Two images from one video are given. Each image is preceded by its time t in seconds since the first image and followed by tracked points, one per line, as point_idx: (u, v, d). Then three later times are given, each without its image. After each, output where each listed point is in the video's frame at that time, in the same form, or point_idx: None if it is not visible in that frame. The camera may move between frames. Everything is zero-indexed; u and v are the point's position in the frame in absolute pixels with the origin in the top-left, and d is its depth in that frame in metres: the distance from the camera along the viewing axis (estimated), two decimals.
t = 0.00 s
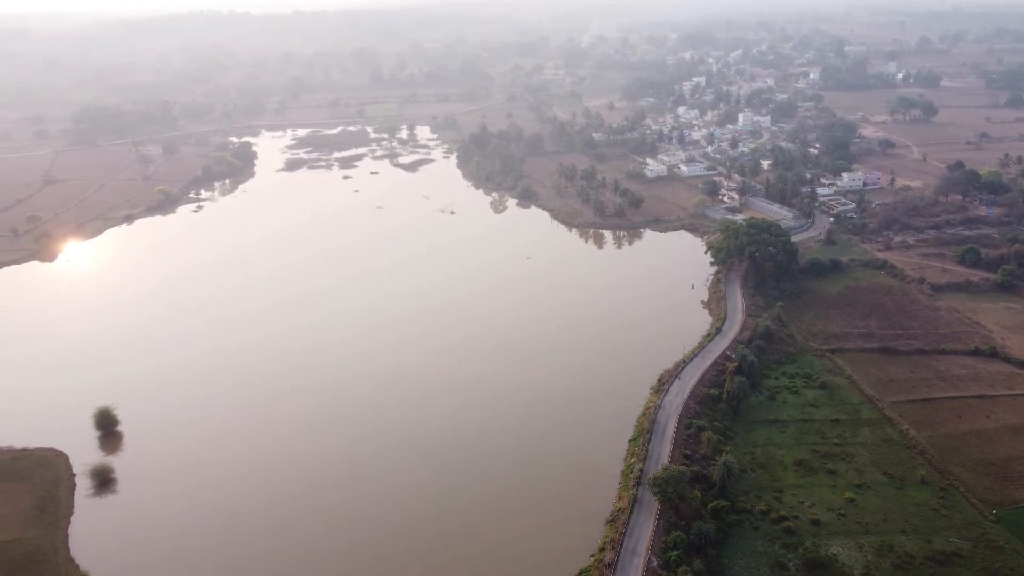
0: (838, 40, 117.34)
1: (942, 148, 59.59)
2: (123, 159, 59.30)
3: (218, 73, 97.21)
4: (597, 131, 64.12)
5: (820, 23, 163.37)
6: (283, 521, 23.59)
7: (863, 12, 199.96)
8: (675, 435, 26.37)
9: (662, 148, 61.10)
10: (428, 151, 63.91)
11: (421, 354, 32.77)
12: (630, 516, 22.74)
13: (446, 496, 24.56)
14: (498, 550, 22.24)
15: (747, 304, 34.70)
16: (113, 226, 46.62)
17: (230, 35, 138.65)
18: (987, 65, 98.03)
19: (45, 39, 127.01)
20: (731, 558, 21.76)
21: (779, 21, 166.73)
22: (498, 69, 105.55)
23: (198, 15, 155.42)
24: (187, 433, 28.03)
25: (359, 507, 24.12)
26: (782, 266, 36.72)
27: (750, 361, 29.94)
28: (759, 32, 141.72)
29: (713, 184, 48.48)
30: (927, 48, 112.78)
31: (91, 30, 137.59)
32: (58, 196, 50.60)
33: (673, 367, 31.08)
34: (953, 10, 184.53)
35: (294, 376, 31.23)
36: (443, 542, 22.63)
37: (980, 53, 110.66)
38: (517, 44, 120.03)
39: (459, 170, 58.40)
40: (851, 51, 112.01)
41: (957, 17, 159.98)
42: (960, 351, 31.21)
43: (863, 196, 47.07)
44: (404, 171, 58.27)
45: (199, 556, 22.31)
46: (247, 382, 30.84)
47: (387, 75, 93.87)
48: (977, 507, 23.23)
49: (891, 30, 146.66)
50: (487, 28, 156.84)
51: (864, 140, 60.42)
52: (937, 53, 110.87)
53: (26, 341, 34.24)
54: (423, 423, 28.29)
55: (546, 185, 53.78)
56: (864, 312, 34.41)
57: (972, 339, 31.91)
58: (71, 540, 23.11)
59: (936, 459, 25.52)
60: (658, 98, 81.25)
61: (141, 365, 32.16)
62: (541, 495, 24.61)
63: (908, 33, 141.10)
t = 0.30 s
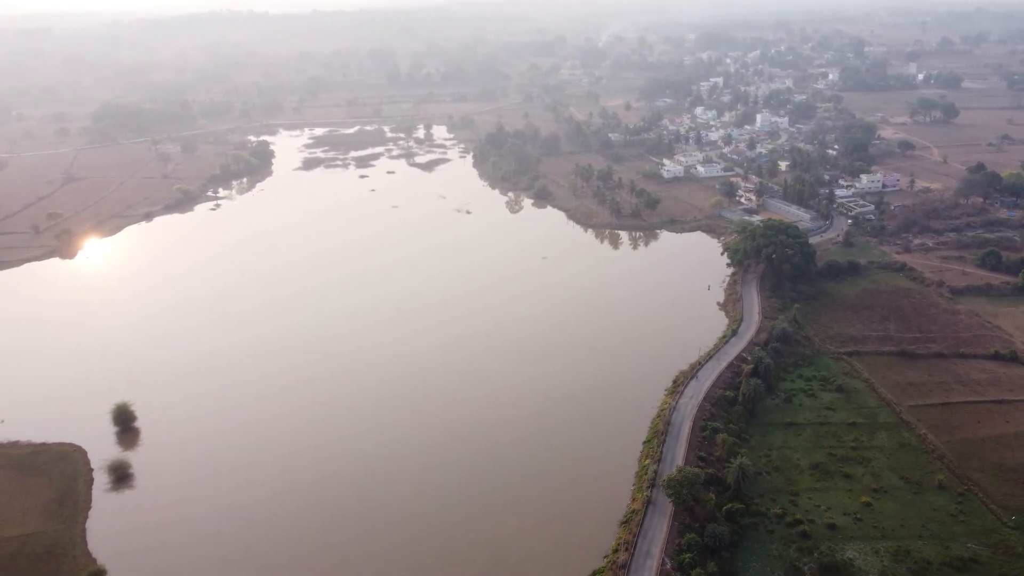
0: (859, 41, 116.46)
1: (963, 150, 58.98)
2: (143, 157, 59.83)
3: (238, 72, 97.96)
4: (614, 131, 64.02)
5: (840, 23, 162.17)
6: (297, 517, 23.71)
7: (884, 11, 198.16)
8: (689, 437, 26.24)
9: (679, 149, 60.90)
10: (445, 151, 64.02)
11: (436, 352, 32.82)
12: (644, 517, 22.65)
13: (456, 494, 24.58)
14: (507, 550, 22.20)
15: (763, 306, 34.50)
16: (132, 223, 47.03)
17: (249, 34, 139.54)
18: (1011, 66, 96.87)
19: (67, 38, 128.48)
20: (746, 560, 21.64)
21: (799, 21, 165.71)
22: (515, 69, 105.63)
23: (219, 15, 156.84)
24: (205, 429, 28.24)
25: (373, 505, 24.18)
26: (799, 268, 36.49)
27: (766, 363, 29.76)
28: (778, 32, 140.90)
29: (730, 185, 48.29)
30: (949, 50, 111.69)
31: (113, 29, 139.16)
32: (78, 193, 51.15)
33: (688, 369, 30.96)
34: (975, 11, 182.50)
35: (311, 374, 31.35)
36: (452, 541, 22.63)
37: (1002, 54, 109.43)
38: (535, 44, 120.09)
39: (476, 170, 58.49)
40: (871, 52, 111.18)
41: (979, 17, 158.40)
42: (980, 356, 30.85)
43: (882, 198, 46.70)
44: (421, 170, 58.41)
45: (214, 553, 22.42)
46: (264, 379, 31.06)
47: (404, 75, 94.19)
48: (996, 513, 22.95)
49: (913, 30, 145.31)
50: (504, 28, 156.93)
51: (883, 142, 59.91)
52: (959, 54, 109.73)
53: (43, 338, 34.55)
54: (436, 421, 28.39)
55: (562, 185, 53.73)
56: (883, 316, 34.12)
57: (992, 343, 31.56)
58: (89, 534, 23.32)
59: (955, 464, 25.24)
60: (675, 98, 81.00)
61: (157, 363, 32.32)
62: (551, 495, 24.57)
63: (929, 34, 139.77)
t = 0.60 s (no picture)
0: (879, 41, 115.49)
1: (985, 152, 58.33)
2: (163, 155, 60.39)
3: (257, 72, 98.73)
4: (631, 132, 63.90)
5: (860, 23, 161.08)
6: (311, 514, 23.84)
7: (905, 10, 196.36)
8: (705, 439, 26.11)
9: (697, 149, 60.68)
10: (462, 150, 64.15)
11: (450, 352, 32.89)
12: (659, 519, 22.57)
13: (466, 494, 24.59)
14: (515, 551, 22.17)
15: (781, 308, 34.29)
16: (150, 221, 47.43)
17: (268, 34, 140.49)
18: None
19: (90, 37, 129.97)
20: (761, 563, 21.50)
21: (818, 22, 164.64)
22: (532, 69, 105.71)
23: (238, 15, 158.08)
24: (223, 426, 28.38)
25: (386, 503, 24.26)
26: (817, 270, 36.25)
27: (783, 366, 29.58)
28: (797, 32, 139.96)
29: (748, 186, 48.09)
30: (971, 50, 110.49)
31: (135, 29, 140.67)
32: (99, 191, 51.73)
33: (705, 370, 30.84)
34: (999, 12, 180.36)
35: (328, 372, 31.49)
36: (460, 540, 22.64)
37: None
38: (552, 44, 120.13)
39: (492, 170, 58.55)
40: (892, 53, 110.30)
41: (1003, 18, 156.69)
42: (1001, 360, 30.48)
43: (902, 200, 46.31)
44: (438, 170, 58.55)
45: (229, 550, 22.52)
46: (280, 377, 31.19)
47: (422, 75, 94.51)
48: (1016, 520, 22.65)
49: (934, 31, 143.96)
50: (521, 28, 156.95)
51: (904, 143, 59.39)
52: (982, 55, 108.49)
53: (63, 334, 34.89)
54: (449, 419, 28.44)
55: (579, 185, 53.68)
56: (902, 319, 33.83)
57: (1014, 347, 31.18)
58: (107, 529, 23.56)
59: (974, 469, 24.95)
60: (693, 99, 80.75)
61: (174, 360, 32.52)
62: (561, 496, 24.51)
63: (951, 34, 138.35)
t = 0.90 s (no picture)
0: (899, 42, 114.48)
1: (1007, 154, 57.70)
2: (181, 154, 60.84)
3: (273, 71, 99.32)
4: (647, 132, 63.72)
5: (878, 24, 159.95)
6: (323, 511, 23.96)
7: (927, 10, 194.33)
8: (720, 441, 25.98)
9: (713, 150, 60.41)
10: (478, 150, 64.20)
11: (463, 351, 32.96)
12: (673, 521, 22.47)
13: (476, 493, 24.61)
14: (517, 550, 22.15)
15: (797, 311, 34.09)
16: (167, 219, 47.76)
17: (286, 33, 141.27)
18: None
19: (110, 36, 131.20)
20: (776, 567, 21.36)
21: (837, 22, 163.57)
22: (548, 69, 105.66)
23: (256, 14, 159.01)
24: (238, 423, 28.58)
25: (393, 502, 24.29)
26: (834, 272, 36.02)
27: (799, 368, 29.40)
28: (816, 32, 138.95)
29: (765, 187, 47.86)
30: (993, 52, 109.32)
31: (154, 28, 141.91)
32: (117, 189, 52.20)
33: (720, 372, 30.72)
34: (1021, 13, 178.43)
35: (343, 370, 31.65)
36: (462, 540, 22.65)
37: None
38: (568, 44, 120.02)
39: (508, 169, 58.59)
40: (912, 54, 109.34)
41: None
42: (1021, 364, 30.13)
43: (921, 202, 45.92)
44: (453, 169, 58.65)
45: (242, 547, 22.61)
46: (295, 374, 31.38)
47: (438, 75, 94.67)
48: None
49: (955, 32, 142.56)
50: (537, 28, 156.82)
51: (923, 144, 58.87)
52: (1004, 56, 107.22)
53: (78, 331, 35.16)
54: (455, 419, 28.45)
55: (595, 185, 53.60)
56: (920, 322, 33.54)
57: None
58: (123, 523, 23.77)
59: (993, 475, 24.67)
60: (710, 99, 80.41)
61: (190, 356, 32.84)
62: (565, 496, 24.46)
63: (973, 36, 136.93)
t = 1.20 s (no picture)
0: (920, 42, 113.36)
1: None
2: (199, 152, 61.30)
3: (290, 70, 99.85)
4: (664, 132, 63.53)
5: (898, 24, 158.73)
6: (337, 509, 24.06)
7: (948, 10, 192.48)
8: (735, 443, 25.83)
9: (730, 151, 60.13)
10: (493, 150, 64.21)
11: (476, 350, 33.03)
12: (687, 523, 22.38)
13: (487, 493, 24.61)
14: (520, 551, 22.14)
15: (814, 313, 33.86)
16: (183, 217, 48.12)
17: (303, 33, 142.07)
18: None
19: (131, 36, 132.47)
20: (790, 570, 21.22)
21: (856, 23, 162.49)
22: (564, 68, 105.49)
23: (274, 13, 160.00)
24: (254, 420, 28.73)
25: (398, 501, 24.34)
26: (852, 274, 35.77)
27: (816, 371, 29.21)
28: (835, 32, 137.85)
29: (782, 188, 47.60)
30: (1015, 52, 108.05)
31: (174, 28, 143.16)
32: (136, 187, 52.67)
33: (735, 374, 30.55)
34: None
35: (358, 368, 31.79)
36: (462, 540, 22.66)
37: None
38: (584, 44, 119.81)
39: (524, 169, 58.61)
40: (933, 54, 108.25)
41: None
42: None
43: (941, 204, 45.50)
44: (469, 169, 58.72)
45: (252, 545, 22.70)
46: (311, 372, 31.54)
47: (454, 75, 94.78)
48: None
49: (977, 32, 141.06)
50: (553, 28, 156.63)
51: (943, 146, 58.32)
52: None
53: (96, 327, 35.55)
54: (457, 419, 28.44)
55: (611, 186, 53.52)
56: (938, 325, 33.23)
57: None
58: (140, 518, 23.99)
59: (1013, 481, 24.37)
60: (728, 100, 80.03)
61: (207, 352, 33.20)
62: (567, 496, 24.43)
63: (995, 36, 135.42)
